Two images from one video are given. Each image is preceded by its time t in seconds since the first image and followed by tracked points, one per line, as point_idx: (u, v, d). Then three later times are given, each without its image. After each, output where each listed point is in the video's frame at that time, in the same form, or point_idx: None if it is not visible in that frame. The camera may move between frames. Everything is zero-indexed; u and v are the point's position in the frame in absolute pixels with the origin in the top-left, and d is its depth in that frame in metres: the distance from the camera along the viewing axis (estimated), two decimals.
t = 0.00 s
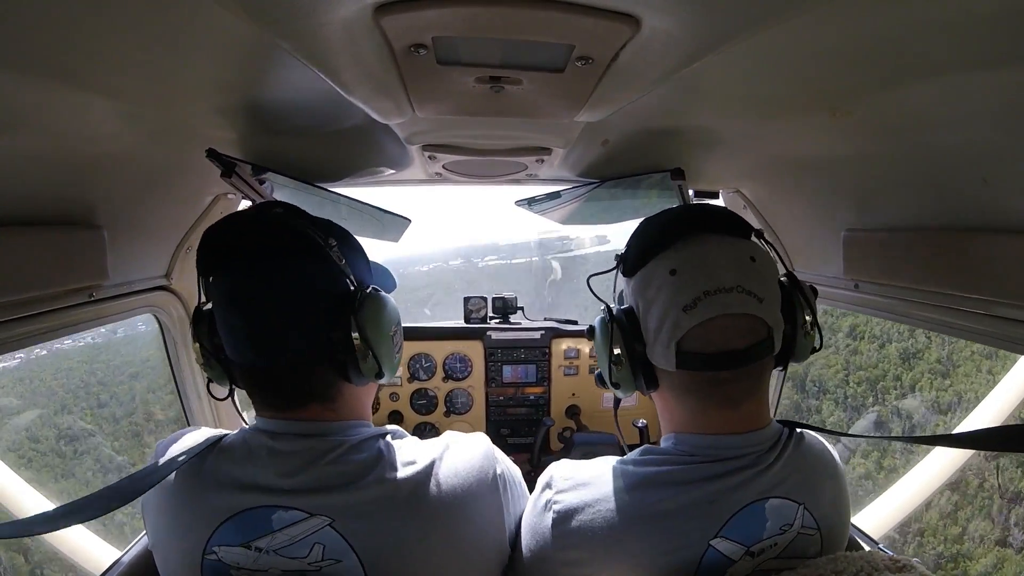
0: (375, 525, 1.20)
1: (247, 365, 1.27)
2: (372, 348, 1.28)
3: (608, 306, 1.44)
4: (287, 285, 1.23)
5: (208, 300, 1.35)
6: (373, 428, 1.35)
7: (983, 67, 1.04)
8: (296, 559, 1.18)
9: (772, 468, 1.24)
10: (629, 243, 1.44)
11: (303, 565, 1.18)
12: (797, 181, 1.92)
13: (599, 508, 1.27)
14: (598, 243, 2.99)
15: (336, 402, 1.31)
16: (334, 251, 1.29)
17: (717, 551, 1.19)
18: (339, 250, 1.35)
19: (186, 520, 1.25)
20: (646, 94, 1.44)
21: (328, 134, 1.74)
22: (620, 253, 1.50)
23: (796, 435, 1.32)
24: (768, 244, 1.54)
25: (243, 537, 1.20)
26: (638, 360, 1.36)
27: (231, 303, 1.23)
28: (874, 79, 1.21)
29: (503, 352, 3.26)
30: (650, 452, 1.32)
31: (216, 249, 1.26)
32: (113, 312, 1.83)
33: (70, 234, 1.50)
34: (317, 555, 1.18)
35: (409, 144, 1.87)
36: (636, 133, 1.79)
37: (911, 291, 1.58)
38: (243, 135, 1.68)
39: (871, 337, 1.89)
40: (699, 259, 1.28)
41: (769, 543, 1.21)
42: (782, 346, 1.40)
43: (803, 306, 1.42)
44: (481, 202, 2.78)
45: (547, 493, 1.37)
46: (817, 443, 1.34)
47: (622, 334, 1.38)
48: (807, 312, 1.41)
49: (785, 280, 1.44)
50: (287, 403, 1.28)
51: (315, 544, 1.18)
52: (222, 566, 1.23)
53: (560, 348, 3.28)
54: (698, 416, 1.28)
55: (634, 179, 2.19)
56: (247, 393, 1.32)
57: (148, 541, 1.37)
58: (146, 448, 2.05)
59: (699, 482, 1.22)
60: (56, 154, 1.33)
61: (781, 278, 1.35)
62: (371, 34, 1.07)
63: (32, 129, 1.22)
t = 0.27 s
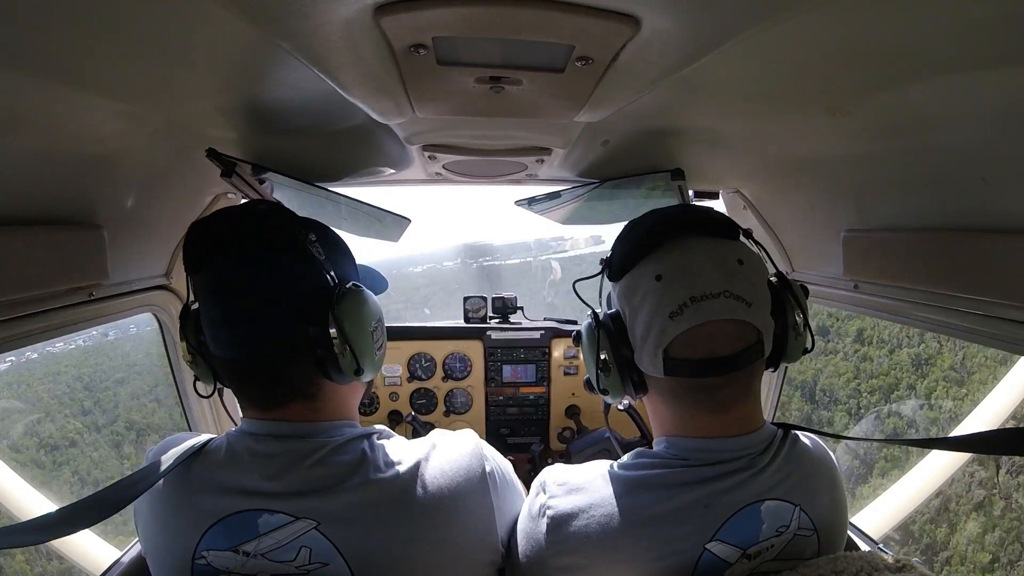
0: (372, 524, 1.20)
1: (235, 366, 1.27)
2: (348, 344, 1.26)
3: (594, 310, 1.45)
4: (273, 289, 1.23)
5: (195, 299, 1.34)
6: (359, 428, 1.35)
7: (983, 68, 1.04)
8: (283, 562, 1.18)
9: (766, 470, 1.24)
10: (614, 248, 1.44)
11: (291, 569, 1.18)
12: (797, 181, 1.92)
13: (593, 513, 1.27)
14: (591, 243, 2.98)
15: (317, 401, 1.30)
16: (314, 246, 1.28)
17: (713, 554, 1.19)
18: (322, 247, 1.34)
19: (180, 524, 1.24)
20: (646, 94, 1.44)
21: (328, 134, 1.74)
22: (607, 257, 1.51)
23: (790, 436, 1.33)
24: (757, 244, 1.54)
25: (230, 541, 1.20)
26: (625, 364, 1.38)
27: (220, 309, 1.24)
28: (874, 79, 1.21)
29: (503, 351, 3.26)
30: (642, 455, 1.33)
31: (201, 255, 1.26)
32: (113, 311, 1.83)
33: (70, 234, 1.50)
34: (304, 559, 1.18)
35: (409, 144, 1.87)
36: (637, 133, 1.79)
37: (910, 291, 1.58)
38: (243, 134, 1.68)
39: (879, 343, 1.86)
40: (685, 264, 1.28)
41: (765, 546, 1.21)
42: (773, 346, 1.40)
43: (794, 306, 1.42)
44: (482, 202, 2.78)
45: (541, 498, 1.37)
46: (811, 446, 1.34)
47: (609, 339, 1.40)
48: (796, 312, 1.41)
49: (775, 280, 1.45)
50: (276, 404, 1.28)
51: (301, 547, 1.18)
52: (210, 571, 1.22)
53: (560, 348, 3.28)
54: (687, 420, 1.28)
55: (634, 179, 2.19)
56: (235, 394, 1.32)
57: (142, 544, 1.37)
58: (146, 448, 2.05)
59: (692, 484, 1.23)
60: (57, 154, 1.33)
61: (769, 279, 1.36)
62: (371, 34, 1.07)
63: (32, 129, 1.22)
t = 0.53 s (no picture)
0: (370, 525, 1.20)
1: (230, 369, 1.27)
2: (343, 341, 1.26)
3: (585, 315, 1.45)
4: (265, 291, 1.22)
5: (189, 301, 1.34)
6: (358, 430, 1.35)
7: (982, 67, 1.04)
8: (282, 565, 1.18)
9: (761, 471, 1.24)
10: (604, 252, 1.43)
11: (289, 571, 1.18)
12: (797, 181, 1.92)
13: (590, 517, 1.26)
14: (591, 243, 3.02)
15: (312, 402, 1.30)
16: (307, 245, 1.30)
17: (711, 556, 1.19)
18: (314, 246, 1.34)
19: (178, 525, 1.24)
20: (646, 93, 1.44)
21: (328, 134, 1.75)
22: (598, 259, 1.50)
23: (786, 436, 1.33)
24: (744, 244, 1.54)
25: (228, 544, 1.19)
26: (617, 367, 1.37)
27: (214, 313, 1.24)
28: (873, 79, 1.21)
29: (503, 351, 3.26)
30: (639, 458, 1.32)
31: (193, 260, 1.27)
32: (113, 311, 1.83)
33: (70, 234, 1.50)
34: (303, 561, 1.18)
35: (409, 144, 1.87)
36: (637, 133, 1.79)
37: (910, 291, 1.58)
38: (243, 134, 1.68)
39: (894, 349, 1.82)
40: (675, 269, 1.28)
41: (763, 547, 1.21)
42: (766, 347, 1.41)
43: (789, 307, 1.42)
44: (482, 202, 2.78)
45: (537, 504, 1.36)
46: (808, 446, 1.34)
47: (600, 341, 1.40)
48: (790, 312, 1.42)
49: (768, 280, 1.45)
50: (271, 405, 1.28)
51: (300, 550, 1.18)
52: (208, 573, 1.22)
53: (559, 348, 3.28)
54: (681, 423, 1.28)
55: (634, 179, 2.19)
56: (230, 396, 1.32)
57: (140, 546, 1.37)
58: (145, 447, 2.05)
59: (688, 486, 1.23)
60: (57, 153, 1.33)
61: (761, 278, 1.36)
62: (371, 34, 1.07)
63: (31, 128, 1.22)
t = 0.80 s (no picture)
0: (370, 526, 1.20)
1: (228, 373, 1.26)
2: (343, 340, 1.26)
3: (583, 323, 1.46)
4: (262, 297, 1.22)
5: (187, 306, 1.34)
6: (359, 432, 1.35)
7: (983, 67, 1.04)
8: (284, 570, 1.18)
9: (764, 473, 1.24)
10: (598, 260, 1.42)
11: None
12: (797, 181, 1.92)
13: (593, 520, 1.27)
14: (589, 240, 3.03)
15: (312, 405, 1.30)
16: (304, 246, 1.29)
17: (713, 557, 1.19)
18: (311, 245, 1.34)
19: (179, 525, 1.23)
20: (646, 94, 1.44)
21: (328, 134, 1.74)
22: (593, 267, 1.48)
23: (789, 438, 1.33)
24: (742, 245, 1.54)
25: (229, 550, 1.19)
26: (617, 376, 1.38)
27: (212, 322, 1.23)
28: (873, 79, 1.21)
29: (502, 351, 3.26)
30: (640, 460, 1.32)
31: (188, 268, 1.26)
32: (113, 311, 1.82)
33: (70, 234, 1.49)
34: (305, 566, 1.18)
35: (409, 144, 1.87)
36: (637, 133, 1.79)
37: (910, 291, 1.58)
38: (244, 135, 1.68)
39: (901, 345, 1.78)
40: (673, 276, 1.27)
41: (766, 548, 1.21)
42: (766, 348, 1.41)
43: (790, 307, 1.42)
44: (482, 202, 2.78)
45: (541, 506, 1.36)
46: (811, 446, 1.34)
47: (600, 350, 1.41)
48: (790, 312, 1.42)
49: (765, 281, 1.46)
50: (272, 409, 1.28)
51: (303, 555, 1.17)
52: None
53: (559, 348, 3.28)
54: (683, 427, 1.28)
55: (634, 179, 2.19)
56: (230, 401, 1.31)
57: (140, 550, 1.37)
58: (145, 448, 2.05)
59: (690, 488, 1.23)
60: (56, 153, 1.33)
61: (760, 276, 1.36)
62: (371, 34, 1.07)
63: (30, 128, 1.22)
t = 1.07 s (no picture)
0: (372, 525, 1.20)
1: (237, 374, 1.27)
2: (356, 345, 1.26)
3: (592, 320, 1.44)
4: (276, 295, 1.22)
5: (196, 305, 1.34)
6: (367, 432, 1.35)
7: (982, 68, 1.04)
8: (291, 568, 1.18)
9: (769, 474, 1.24)
10: (610, 258, 1.43)
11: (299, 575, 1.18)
12: (796, 181, 1.92)
13: (597, 518, 1.26)
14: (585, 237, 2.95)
15: (322, 407, 1.30)
16: (317, 247, 1.28)
17: (717, 557, 1.19)
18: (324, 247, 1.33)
19: (183, 523, 1.24)
20: (646, 94, 1.44)
21: (328, 134, 1.75)
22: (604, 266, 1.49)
23: (794, 439, 1.34)
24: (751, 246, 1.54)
25: (235, 549, 1.19)
26: (625, 372, 1.36)
27: (222, 318, 1.23)
28: (873, 80, 1.21)
29: (502, 351, 3.26)
30: (644, 459, 1.33)
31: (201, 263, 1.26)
32: (112, 311, 1.82)
33: (69, 234, 1.49)
34: (312, 565, 1.18)
35: (409, 144, 1.87)
36: (637, 134, 1.79)
37: (909, 291, 1.59)
38: (244, 134, 1.68)
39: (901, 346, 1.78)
40: (686, 274, 1.28)
41: (769, 549, 1.21)
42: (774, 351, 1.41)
43: (797, 310, 1.43)
44: (481, 202, 2.78)
45: (545, 504, 1.36)
46: (815, 448, 1.34)
47: (608, 348, 1.38)
48: (799, 314, 1.42)
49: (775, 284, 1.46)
50: (280, 409, 1.27)
51: (310, 553, 1.18)
52: None
53: (559, 348, 3.28)
54: (690, 427, 1.28)
55: (634, 179, 2.19)
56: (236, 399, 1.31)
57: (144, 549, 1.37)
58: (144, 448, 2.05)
59: (695, 487, 1.23)
60: (56, 153, 1.33)
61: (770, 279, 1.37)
62: (372, 34, 1.07)
63: (30, 128, 1.22)
